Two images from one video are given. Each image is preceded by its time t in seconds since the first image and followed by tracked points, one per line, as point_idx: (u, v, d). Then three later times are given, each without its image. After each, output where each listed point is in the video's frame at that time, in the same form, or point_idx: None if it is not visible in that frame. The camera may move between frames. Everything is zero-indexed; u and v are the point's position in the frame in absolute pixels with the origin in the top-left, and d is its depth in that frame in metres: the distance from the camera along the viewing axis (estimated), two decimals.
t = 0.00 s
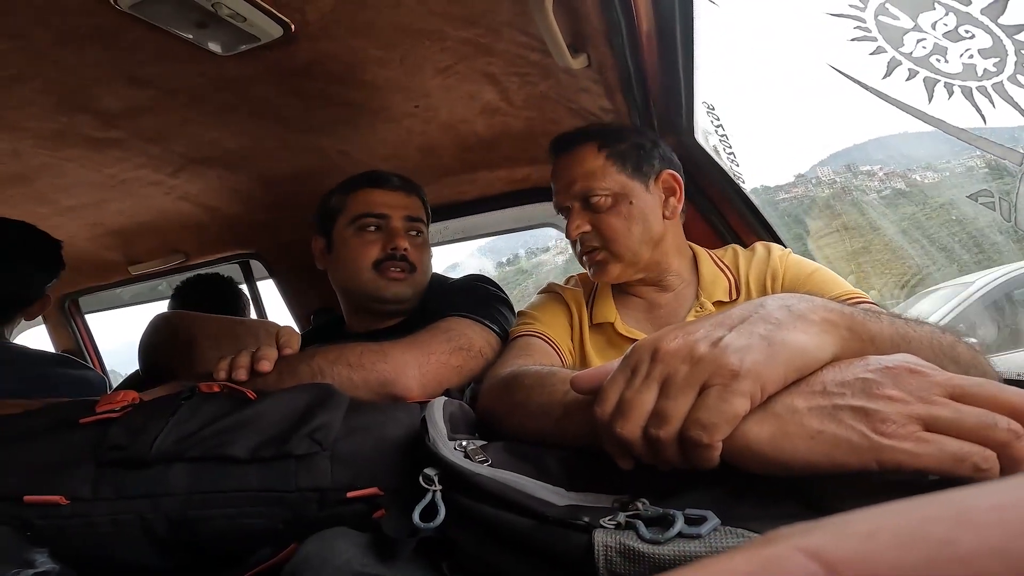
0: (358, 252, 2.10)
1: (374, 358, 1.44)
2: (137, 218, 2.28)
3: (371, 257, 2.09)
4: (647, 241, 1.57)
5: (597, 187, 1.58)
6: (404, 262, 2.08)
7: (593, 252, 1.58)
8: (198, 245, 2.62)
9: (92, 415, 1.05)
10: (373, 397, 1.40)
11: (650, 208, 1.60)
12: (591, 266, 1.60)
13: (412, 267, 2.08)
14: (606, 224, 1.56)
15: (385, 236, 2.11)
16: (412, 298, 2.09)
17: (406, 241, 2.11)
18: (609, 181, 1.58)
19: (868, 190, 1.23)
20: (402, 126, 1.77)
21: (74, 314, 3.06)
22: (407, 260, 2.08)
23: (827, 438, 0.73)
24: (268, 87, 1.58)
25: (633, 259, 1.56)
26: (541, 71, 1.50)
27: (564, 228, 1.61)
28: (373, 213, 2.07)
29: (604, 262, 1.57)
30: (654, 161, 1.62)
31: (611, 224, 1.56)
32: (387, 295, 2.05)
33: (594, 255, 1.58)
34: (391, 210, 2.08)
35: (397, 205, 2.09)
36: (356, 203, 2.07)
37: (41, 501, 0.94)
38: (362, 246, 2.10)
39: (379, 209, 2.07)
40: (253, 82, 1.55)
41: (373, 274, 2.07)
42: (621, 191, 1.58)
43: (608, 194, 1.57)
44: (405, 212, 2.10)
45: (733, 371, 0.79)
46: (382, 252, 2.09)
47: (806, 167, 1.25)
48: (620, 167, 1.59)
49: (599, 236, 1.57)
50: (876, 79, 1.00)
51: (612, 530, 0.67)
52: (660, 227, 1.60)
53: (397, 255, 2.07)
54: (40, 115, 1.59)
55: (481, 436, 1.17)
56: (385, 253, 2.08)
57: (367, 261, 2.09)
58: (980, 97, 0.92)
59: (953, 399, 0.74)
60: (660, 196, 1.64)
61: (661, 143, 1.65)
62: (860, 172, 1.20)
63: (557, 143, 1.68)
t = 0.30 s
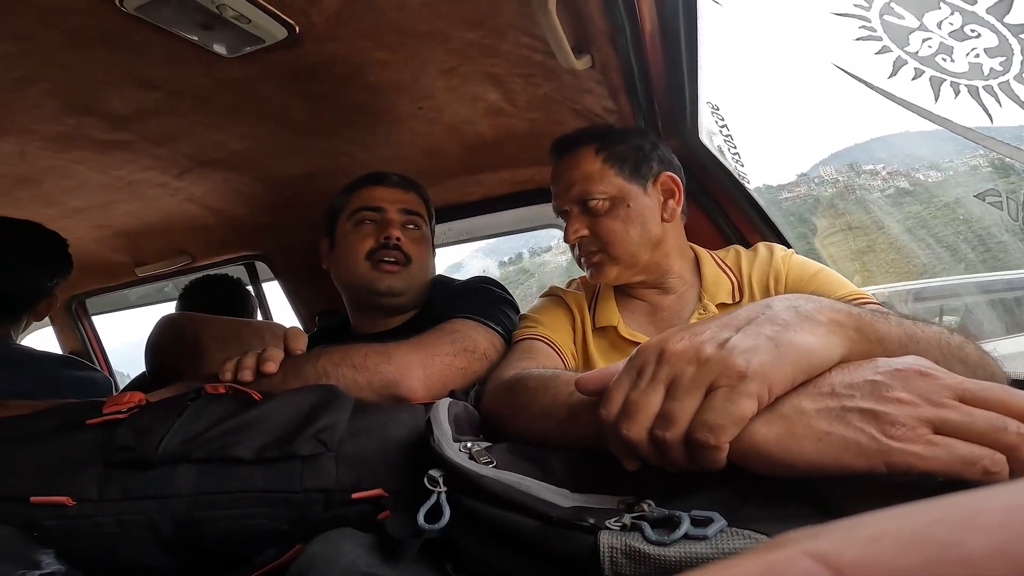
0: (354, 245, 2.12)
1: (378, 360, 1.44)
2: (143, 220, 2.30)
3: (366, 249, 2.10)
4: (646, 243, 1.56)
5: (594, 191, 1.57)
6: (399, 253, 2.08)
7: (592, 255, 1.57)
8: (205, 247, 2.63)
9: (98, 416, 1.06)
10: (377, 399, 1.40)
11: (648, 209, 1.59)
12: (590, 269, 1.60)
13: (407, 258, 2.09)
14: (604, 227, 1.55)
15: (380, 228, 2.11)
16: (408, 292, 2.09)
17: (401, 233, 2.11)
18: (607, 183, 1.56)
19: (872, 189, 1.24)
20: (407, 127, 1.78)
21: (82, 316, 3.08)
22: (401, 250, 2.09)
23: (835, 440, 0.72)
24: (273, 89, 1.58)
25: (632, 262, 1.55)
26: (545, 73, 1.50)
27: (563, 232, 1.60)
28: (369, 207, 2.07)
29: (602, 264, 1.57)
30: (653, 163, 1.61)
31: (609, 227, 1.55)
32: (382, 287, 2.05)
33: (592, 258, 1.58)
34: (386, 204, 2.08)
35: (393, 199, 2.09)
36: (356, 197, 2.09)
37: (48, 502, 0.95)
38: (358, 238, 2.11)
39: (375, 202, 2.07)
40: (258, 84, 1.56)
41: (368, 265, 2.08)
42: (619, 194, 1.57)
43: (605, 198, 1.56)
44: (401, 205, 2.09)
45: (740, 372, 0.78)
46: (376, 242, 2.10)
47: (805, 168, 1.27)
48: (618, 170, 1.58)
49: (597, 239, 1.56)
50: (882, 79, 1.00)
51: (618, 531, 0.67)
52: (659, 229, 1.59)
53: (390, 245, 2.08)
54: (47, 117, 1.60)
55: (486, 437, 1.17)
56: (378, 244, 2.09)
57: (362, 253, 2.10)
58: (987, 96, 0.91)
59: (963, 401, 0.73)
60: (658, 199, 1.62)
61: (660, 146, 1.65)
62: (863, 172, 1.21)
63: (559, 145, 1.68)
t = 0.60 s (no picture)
0: (345, 247, 2.13)
1: (383, 359, 1.44)
2: (150, 219, 2.31)
3: (356, 250, 2.11)
4: (656, 239, 1.57)
5: (605, 188, 1.57)
6: (389, 253, 2.10)
7: (603, 251, 1.57)
8: (211, 247, 2.64)
9: (107, 415, 1.06)
10: (382, 398, 1.41)
11: (658, 206, 1.60)
12: (602, 267, 1.59)
13: (398, 258, 2.10)
14: (616, 223, 1.55)
15: (370, 229, 2.11)
16: (400, 291, 2.09)
17: (391, 233, 2.12)
18: (618, 180, 1.57)
19: (874, 188, 1.23)
20: (411, 126, 1.78)
21: (90, 315, 3.10)
22: (391, 251, 2.10)
23: (837, 438, 0.72)
24: (279, 89, 1.59)
25: (643, 257, 1.55)
26: (549, 72, 1.50)
27: (571, 232, 1.59)
28: (360, 208, 2.08)
29: (614, 260, 1.56)
30: (657, 161, 1.63)
31: (621, 223, 1.55)
32: (373, 284, 2.06)
33: (603, 254, 1.57)
34: (376, 204, 2.08)
35: (383, 199, 2.09)
36: (349, 200, 2.11)
37: (58, 500, 0.95)
38: (349, 239, 2.13)
39: (365, 203, 2.08)
40: (264, 84, 1.57)
41: (359, 266, 2.10)
42: (629, 191, 1.57)
43: (616, 194, 1.56)
44: (391, 206, 2.10)
45: (745, 372, 0.78)
46: (366, 244, 2.11)
47: (808, 167, 1.28)
48: (627, 168, 1.58)
49: (609, 235, 1.55)
50: (888, 79, 0.99)
51: (622, 530, 0.68)
52: (667, 225, 1.60)
53: (380, 246, 2.09)
54: (55, 118, 1.61)
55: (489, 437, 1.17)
56: (368, 245, 2.10)
57: (353, 254, 2.11)
58: (993, 96, 0.90)
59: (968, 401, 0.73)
60: (664, 196, 1.64)
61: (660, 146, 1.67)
62: (865, 171, 1.20)
63: (561, 144, 1.68)
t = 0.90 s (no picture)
0: (341, 247, 2.14)
1: (389, 359, 1.45)
2: (158, 220, 2.32)
3: (350, 252, 2.12)
4: (671, 235, 1.57)
5: (622, 181, 1.56)
6: (382, 254, 2.09)
7: (619, 245, 1.56)
8: (219, 248, 2.65)
9: (116, 415, 1.07)
10: (388, 398, 1.41)
11: (673, 202, 1.60)
12: (616, 261, 1.58)
13: (391, 258, 2.10)
14: (632, 217, 1.54)
15: (365, 230, 2.12)
16: (394, 291, 2.09)
17: (385, 234, 2.12)
18: (635, 175, 1.56)
19: (877, 186, 1.23)
20: (417, 126, 1.78)
21: (99, 316, 3.13)
22: (384, 251, 2.10)
23: (846, 436, 0.72)
24: (284, 89, 1.59)
25: (657, 253, 1.55)
26: (553, 71, 1.50)
27: (588, 224, 1.58)
28: (356, 209, 2.09)
29: (629, 254, 1.56)
30: (674, 159, 1.62)
31: (638, 216, 1.54)
32: (367, 284, 2.06)
33: (619, 248, 1.56)
34: (371, 205, 2.08)
35: (379, 199, 2.09)
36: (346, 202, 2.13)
37: (67, 500, 0.96)
38: (345, 240, 2.14)
39: (360, 204, 2.08)
40: (269, 85, 1.57)
41: (353, 267, 2.10)
42: (647, 185, 1.56)
43: (634, 188, 1.55)
44: (387, 206, 2.09)
45: (751, 372, 0.78)
46: (359, 245, 2.11)
47: (811, 163, 1.26)
48: (645, 163, 1.57)
49: (625, 229, 1.55)
50: (895, 77, 0.98)
51: (629, 530, 0.67)
52: (681, 222, 1.60)
53: (371, 247, 2.09)
54: (63, 119, 1.62)
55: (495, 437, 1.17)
56: (361, 246, 2.10)
57: (347, 255, 2.12)
58: (1002, 94, 0.89)
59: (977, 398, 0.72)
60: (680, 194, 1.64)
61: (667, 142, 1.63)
62: (867, 169, 1.20)
63: (569, 142, 1.67)
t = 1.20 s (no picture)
0: (353, 248, 2.15)
1: (395, 360, 1.45)
2: (166, 220, 2.34)
3: (363, 251, 2.12)
4: (677, 235, 1.56)
5: (629, 182, 1.55)
6: (396, 254, 2.10)
7: (625, 247, 1.55)
8: (226, 248, 2.67)
9: (124, 415, 1.08)
10: (394, 398, 1.41)
11: (679, 203, 1.59)
12: (622, 262, 1.57)
13: (405, 258, 2.10)
14: (636, 217, 1.54)
15: (377, 230, 2.13)
16: (408, 291, 2.09)
17: (399, 234, 2.13)
18: (641, 175, 1.55)
19: (880, 185, 1.23)
20: (422, 126, 1.79)
21: (108, 316, 3.15)
22: (398, 252, 2.10)
23: (857, 437, 0.71)
24: (291, 90, 1.60)
25: (663, 254, 1.55)
26: (559, 71, 1.50)
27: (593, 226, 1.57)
28: (368, 209, 2.10)
29: (634, 256, 1.55)
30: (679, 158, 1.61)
31: (643, 217, 1.54)
32: (380, 283, 2.06)
33: (625, 249, 1.55)
34: (384, 206, 2.09)
35: (390, 199, 2.09)
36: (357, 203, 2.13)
37: (75, 500, 0.97)
38: (357, 241, 2.14)
39: (373, 205, 2.09)
40: (276, 86, 1.58)
41: (366, 266, 2.10)
42: (652, 185, 1.56)
43: (640, 189, 1.55)
44: (399, 206, 2.10)
45: (758, 371, 0.78)
46: (373, 245, 2.12)
47: (811, 163, 1.28)
48: (650, 163, 1.57)
49: (631, 229, 1.54)
50: (905, 76, 0.98)
51: (634, 531, 0.67)
52: (688, 223, 1.60)
53: (387, 247, 2.10)
54: (72, 120, 1.63)
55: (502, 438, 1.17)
56: (375, 246, 2.11)
57: (359, 256, 2.12)
58: (1011, 92, 0.87)
59: (989, 399, 0.72)
60: (686, 194, 1.63)
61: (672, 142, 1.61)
62: (868, 168, 1.20)
63: (576, 140, 1.66)
